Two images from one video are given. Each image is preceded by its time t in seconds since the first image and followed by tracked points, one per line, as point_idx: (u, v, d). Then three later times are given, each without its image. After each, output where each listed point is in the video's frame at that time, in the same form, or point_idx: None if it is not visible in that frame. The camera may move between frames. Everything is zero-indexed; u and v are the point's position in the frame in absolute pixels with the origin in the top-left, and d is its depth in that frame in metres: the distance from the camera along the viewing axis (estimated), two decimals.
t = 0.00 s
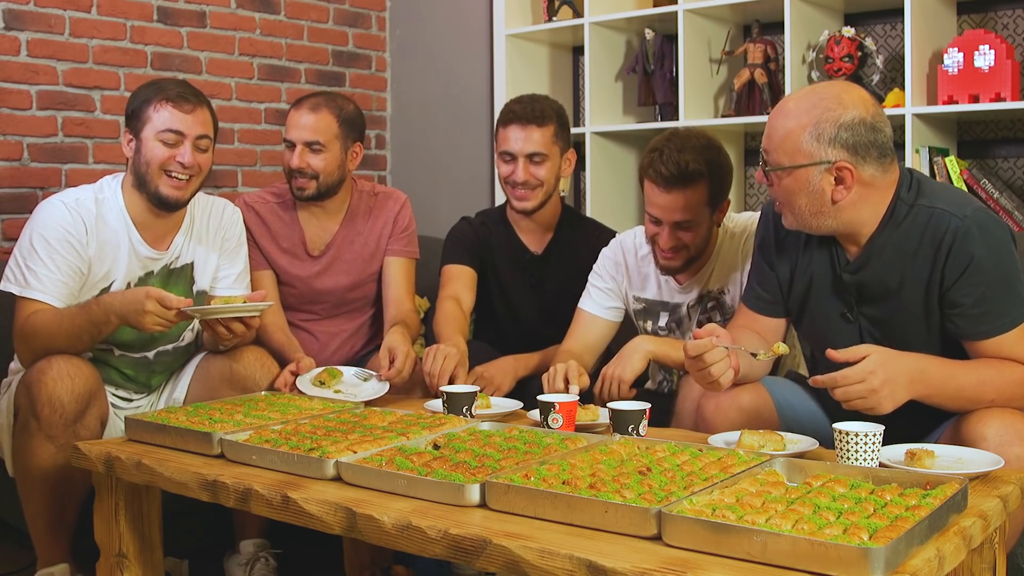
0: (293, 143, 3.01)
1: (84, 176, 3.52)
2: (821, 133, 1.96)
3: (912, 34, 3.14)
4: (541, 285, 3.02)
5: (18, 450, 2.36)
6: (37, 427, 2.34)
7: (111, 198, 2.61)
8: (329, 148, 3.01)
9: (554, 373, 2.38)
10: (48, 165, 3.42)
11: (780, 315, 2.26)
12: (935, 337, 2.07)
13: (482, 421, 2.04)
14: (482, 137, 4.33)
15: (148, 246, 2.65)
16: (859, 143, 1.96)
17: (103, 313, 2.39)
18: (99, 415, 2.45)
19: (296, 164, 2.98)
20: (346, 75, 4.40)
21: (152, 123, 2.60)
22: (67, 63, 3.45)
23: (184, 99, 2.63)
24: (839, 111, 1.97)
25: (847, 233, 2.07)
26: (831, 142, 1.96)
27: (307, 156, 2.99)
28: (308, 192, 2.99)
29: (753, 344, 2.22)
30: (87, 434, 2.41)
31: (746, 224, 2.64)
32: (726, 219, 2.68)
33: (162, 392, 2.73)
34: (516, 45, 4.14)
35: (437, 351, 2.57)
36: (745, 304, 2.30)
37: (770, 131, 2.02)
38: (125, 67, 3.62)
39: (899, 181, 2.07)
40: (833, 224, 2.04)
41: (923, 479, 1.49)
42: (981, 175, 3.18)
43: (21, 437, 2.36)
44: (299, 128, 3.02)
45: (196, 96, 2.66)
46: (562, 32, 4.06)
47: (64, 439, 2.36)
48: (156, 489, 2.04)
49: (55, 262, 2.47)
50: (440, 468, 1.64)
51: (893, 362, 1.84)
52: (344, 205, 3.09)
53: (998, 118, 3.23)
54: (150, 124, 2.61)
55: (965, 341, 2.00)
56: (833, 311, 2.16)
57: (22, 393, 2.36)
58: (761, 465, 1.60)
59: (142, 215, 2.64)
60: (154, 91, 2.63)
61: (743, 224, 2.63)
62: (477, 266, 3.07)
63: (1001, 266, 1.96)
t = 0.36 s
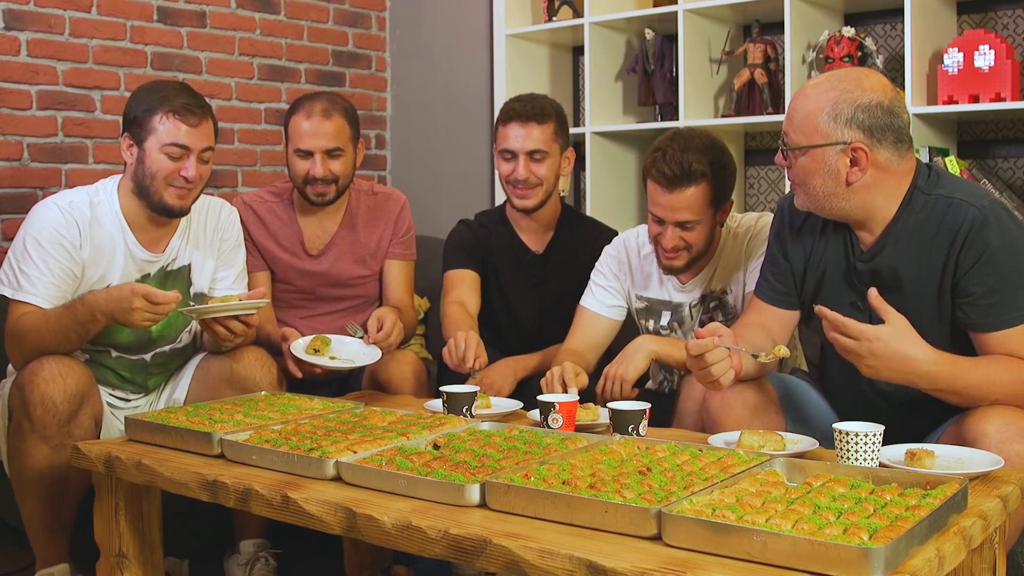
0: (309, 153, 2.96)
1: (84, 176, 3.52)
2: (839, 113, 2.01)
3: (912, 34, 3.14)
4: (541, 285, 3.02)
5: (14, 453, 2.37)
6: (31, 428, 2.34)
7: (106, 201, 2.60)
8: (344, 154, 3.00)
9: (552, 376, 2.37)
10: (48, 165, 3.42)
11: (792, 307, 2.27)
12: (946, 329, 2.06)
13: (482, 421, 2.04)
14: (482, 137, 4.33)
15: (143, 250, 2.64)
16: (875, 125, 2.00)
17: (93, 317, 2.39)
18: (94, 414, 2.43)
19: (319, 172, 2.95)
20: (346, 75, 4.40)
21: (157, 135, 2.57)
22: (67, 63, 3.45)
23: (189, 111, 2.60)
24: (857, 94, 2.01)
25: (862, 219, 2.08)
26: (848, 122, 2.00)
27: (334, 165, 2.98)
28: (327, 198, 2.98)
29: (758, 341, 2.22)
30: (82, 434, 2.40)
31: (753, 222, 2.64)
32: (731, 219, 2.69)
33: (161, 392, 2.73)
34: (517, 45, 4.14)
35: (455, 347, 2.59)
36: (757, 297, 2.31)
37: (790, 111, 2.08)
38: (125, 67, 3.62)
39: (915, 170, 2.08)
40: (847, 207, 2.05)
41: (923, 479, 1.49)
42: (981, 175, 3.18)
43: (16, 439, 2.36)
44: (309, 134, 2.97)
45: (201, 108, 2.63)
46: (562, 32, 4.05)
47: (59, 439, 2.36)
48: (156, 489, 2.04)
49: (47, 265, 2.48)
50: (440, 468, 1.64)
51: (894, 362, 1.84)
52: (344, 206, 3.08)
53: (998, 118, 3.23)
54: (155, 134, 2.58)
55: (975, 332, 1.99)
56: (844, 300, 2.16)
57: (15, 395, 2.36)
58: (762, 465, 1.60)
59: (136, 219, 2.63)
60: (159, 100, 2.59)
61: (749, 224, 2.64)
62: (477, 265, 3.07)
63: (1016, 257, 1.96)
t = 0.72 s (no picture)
0: (313, 157, 2.95)
1: (84, 176, 3.52)
2: (839, 121, 2.00)
3: (912, 34, 3.14)
4: (541, 285, 3.02)
5: (13, 454, 2.36)
6: (30, 429, 2.34)
7: (105, 201, 2.60)
8: (344, 155, 3.01)
9: (550, 378, 2.37)
10: (48, 165, 3.42)
11: (798, 306, 2.27)
12: (953, 326, 2.06)
13: (482, 421, 2.04)
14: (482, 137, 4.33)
15: (143, 250, 2.64)
16: (875, 130, 1.99)
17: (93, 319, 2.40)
18: (93, 414, 2.43)
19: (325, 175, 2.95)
20: (346, 75, 4.40)
21: (164, 132, 2.61)
22: (67, 63, 3.45)
23: (194, 105, 2.66)
24: (856, 100, 2.01)
25: (870, 219, 2.07)
26: (848, 130, 2.00)
27: (335, 167, 2.98)
28: (329, 200, 2.99)
29: (759, 339, 2.22)
30: (81, 434, 2.40)
31: (756, 221, 2.64)
32: (732, 219, 2.69)
33: (160, 392, 2.73)
34: (516, 45, 4.14)
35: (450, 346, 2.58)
36: (761, 295, 2.31)
37: (791, 122, 2.08)
38: (125, 67, 3.62)
39: (924, 168, 2.09)
40: (855, 210, 2.05)
41: (923, 479, 1.49)
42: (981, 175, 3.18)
43: (15, 440, 2.36)
44: (310, 138, 2.96)
45: (203, 104, 2.69)
46: (562, 32, 4.05)
47: (58, 440, 2.36)
48: (156, 489, 2.04)
49: (46, 265, 2.47)
50: (440, 468, 1.64)
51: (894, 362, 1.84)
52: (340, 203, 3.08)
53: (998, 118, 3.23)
54: (161, 132, 2.61)
55: (982, 330, 1.99)
56: (852, 299, 2.16)
57: (13, 396, 2.36)
58: (762, 465, 1.60)
59: (136, 218, 2.63)
60: (161, 99, 2.63)
61: (751, 223, 2.64)
62: (478, 265, 3.07)
63: None
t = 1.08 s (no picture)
0: (305, 159, 2.92)
1: (84, 176, 3.52)
2: (848, 103, 2.02)
3: (913, 34, 3.14)
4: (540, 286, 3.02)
5: (15, 454, 2.37)
6: (34, 429, 2.34)
7: (105, 201, 2.60)
8: (337, 155, 2.99)
9: (558, 368, 2.37)
10: (48, 165, 3.42)
11: (797, 304, 2.27)
12: (950, 324, 2.06)
13: (482, 421, 2.04)
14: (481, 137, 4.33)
15: (143, 249, 2.64)
16: (884, 115, 2.01)
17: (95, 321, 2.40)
18: (96, 414, 2.44)
19: (317, 177, 2.93)
20: (346, 75, 4.40)
21: (151, 127, 2.59)
22: (67, 63, 3.46)
23: (181, 100, 2.63)
24: (867, 85, 2.03)
25: (867, 212, 2.08)
26: (857, 112, 2.01)
27: (329, 167, 2.96)
28: (324, 199, 2.98)
29: (759, 338, 2.23)
30: (84, 434, 2.40)
31: (755, 219, 2.64)
32: (731, 217, 2.69)
33: (161, 392, 2.73)
34: (516, 45, 4.14)
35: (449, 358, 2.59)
36: (760, 293, 2.31)
37: (800, 102, 2.10)
38: (125, 67, 3.62)
39: (923, 165, 2.08)
40: (853, 197, 2.06)
41: (923, 479, 1.49)
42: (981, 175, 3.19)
43: (18, 439, 2.36)
44: (303, 140, 2.92)
45: (193, 98, 2.66)
46: (562, 32, 4.06)
47: (62, 439, 2.36)
48: (156, 489, 2.04)
49: (48, 264, 2.47)
50: (440, 468, 1.64)
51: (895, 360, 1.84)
52: (337, 202, 3.09)
53: (998, 118, 3.23)
54: (149, 127, 2.60)
55: (978, 329, 1.99)
56: (850, 296, 2.16)
57: (18, 396, 2.36)
58: (762, 465, 1.60)
59: (137, 218, 2.64)
60: (150, 93, 2.62)
61: (750, 220, 2.64)
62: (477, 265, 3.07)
63: (1020, 253, 1.96)
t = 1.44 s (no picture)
0: (302, 162, 2.92)
1: (84, 176, 3.52)
2: (840, 99, 2.03)
3: (912, 34, 3.14)
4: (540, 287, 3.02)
5: (17, 453, 2.37)
6: (36, 428, 2.34)
7: (109, 203, 2.61)
8: (333, 157, 2.97)
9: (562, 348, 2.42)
10: (48, 165, 3.42)
11: (796, 304, 2.27)
12: (948, 321, 2.06)
13: (482, 421, 2.04)
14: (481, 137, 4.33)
15: (146, 251, 2.65)
16: (875, 110, 2.02)
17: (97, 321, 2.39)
18: (98, 414, 2.44)
19: (312, 180, 2.93)
20: (346, 75, 4.40)
21: (152, 126, 2.58)
22: (67, 63, 3.46)
23: (185, 103, 2.60)
24: (858, 80, 2.04)
25: (862, 210, 2.08)
26: (849, 108, 2.03)
27: (324, 170, 2.96)
28: (320, 201, 2.98)
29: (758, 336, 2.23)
30: (86, 434, 2.40)
31: (753, 220, 2.64)
32: (731, 218, 2.69)
33: (162, 393, 2.74)
34: (516, 45, 4.14)
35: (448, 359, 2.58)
36: (759, 294, 2.31)
37: (793, 100, 2.12)
38: (125, 67, 3.62)
39: (916, 165, 2.09)
40: (847, 194, 2.06)
41: (923, 479, 1.49)
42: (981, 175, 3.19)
43: (20, 439, 2.36)
44: (299, 143, 2.90)
45: (199, 103, 2.62)
46: (562, 32, 4.05)
47: (63, 439, 2.36)
48: (156, 489, 2.04)
49: (51, 266, 2.47)
50: (440, 468, 1.64)
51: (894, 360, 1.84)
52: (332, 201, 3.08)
53: (998, 118, 3.23)
54: (151, 127, 2.58)
55: (975, 327, 1.99)
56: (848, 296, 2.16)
57: (20, 395, 2.36)
58: (762, 465, 1.60)
59: (140, 220, 2.64)
60: (158, 93, 2.60)
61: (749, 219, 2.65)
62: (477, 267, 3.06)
63: (1014, 251, 1.96)
